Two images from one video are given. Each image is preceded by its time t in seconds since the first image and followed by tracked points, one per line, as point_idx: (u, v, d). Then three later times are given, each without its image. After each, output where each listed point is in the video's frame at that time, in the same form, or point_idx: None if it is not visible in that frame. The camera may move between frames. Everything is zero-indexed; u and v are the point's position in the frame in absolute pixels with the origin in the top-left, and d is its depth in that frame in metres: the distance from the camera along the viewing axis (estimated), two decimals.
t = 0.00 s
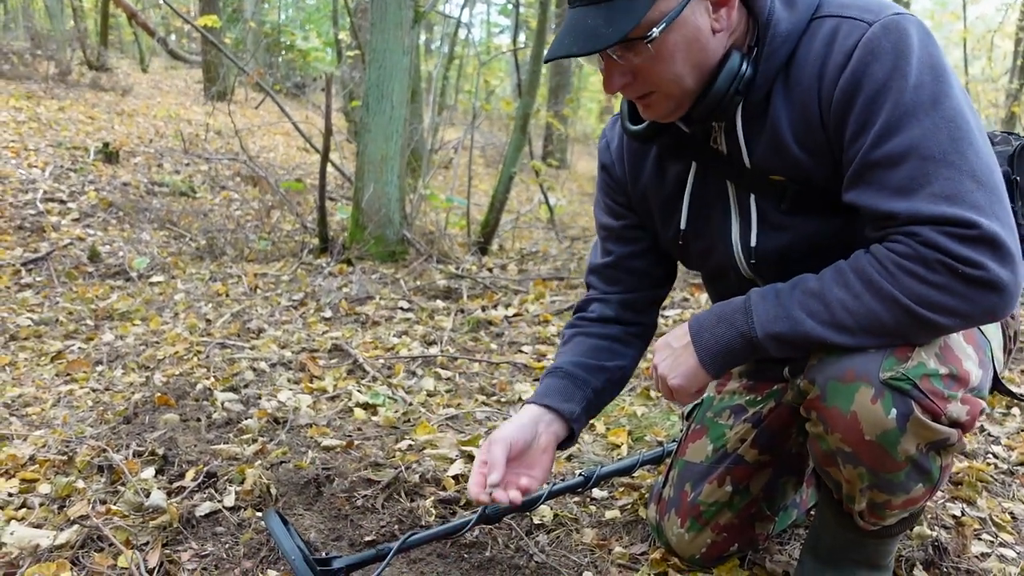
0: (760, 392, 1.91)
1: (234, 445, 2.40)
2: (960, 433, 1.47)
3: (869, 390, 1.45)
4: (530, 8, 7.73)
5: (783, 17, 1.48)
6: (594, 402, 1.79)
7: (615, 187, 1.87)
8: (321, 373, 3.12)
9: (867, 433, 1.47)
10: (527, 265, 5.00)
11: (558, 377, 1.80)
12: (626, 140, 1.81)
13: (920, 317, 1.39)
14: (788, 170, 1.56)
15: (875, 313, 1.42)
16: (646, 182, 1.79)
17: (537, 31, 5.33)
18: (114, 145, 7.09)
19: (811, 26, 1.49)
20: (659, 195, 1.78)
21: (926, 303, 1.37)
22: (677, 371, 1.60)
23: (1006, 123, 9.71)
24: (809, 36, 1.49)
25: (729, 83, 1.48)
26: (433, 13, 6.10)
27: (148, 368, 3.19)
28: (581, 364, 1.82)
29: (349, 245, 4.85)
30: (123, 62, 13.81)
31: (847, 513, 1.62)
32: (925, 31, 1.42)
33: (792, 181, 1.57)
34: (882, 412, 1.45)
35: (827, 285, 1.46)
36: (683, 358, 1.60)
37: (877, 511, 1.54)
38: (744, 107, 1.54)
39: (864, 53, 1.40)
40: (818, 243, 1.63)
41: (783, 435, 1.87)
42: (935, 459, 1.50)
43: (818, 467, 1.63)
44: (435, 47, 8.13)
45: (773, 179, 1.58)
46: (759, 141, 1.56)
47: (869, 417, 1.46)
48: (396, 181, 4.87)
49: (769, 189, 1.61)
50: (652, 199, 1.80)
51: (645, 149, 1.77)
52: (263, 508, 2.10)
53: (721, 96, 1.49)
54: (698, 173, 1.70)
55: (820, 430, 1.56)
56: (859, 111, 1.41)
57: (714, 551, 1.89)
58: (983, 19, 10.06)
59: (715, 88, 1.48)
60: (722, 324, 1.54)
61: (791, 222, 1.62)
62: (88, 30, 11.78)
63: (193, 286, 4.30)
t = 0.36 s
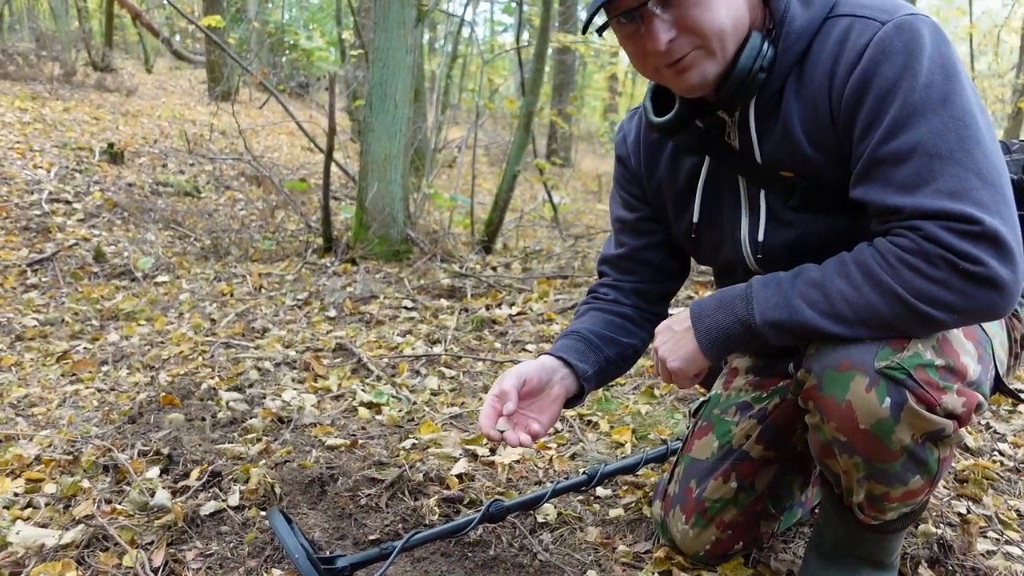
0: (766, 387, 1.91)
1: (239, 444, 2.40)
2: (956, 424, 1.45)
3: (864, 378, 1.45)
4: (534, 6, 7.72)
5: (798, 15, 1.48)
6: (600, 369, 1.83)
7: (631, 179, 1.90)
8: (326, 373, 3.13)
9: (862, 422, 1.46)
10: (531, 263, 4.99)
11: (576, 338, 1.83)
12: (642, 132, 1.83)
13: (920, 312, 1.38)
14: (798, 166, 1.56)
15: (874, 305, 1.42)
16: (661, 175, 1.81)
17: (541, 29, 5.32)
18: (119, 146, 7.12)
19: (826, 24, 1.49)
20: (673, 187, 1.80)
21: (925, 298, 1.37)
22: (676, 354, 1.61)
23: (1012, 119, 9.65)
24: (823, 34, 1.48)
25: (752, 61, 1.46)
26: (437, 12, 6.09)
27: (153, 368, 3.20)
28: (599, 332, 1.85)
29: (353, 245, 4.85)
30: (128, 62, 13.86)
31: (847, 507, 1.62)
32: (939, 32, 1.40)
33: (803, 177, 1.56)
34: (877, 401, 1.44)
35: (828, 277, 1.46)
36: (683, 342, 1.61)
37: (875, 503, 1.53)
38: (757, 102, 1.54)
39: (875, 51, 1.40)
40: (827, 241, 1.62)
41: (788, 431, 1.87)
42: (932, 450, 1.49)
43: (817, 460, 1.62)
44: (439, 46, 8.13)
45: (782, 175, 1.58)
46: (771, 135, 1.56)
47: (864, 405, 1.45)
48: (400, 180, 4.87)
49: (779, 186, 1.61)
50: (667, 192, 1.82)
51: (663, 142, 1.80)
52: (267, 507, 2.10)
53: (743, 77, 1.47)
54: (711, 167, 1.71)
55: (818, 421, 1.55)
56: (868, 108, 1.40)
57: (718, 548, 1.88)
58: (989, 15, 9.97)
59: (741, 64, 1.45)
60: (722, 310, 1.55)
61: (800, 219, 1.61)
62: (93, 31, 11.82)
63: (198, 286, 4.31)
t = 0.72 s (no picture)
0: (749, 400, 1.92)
1: (220, 474, 2.37)
2: (940, 427, 1.47)
3: (850, 382, 1.46)
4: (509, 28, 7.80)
5: (770, 47, 1.52)
6: (580, 401, 1.82)
7: (612, 205, 1.92)
8: (308, 398, 3.10)
9: (849, 425, 1.47)
10: (513, 282, 5.00)
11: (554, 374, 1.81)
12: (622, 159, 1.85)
13: (903, 320, 1.40)
14: (774, 189, 1.58)
15: (858, 311, 1.44)
16: (641, 202, 1.83)
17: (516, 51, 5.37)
18: (95, 175, 7.06)
19: (796, 54, 1.53)
20: (654, 214, 1.81)
21: (908, 305, 1.39)
22: (665, 354, 1.63)
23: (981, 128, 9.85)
24: (793, 64, 1.52)
25: (725, 106, 1.49)
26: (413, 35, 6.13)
27: (131, 399, 3.15)
28: (579, 368, 1.83)
29: (334, 268, 4.84)
30: (104, 90, 13.80)
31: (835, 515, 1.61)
32: (906, 55, 1.44)
33: (780, 199, 1.59)
34: (864, 403, 1.45)
35: (814, 282, 1.48)
36: (672, 340, 1.62)
37: (862, 509, 1.53)
38: (735, 136, 1.57)
39: (845, 76, 1.43)
40: (808, 261, 1.64)
41: (771, 442, 1.88)
42: (918, 454, 1.50)
43: (805, 467, 1.63)
44: (416, 68, 8.18)
45: (759, 198, 1.60)
46: (747, 161, 1.58)
47: (850, 409, 1.46)
48: (379, 202, 4.87)
49: (759, 209, 1.63)
50: (648, 218, 1.83)
51: (641, 173, 1.81)
52: (249, 537, 2.07)
53: (720, 118, 1.50)
54: (690, 193, 1.73)
55: (805, 425, 1.56)
56: (842, 129, 1.43)
57: (705, 562, 1.88)
58: (955, 27, 10.20)
59: (714, 110, 1.49)
60: (710, 310, 1.56)
61: (780, 239, 1.64)
62: (67, 60, 11.76)
63: (177, 314, 4.26)
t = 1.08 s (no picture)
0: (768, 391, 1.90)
1: (237, 446, 2.40)
2: (971, 420, 1.47)
3: (885, 371, 1.46)
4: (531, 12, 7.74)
5: (772, 56, 1.50)
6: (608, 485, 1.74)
7: (623, 231, 1.83)
8: (324, 375, 3.13)
9: (881, 415, 1.47)
10: (529, 266, 5.00)
11: (570, 472, 1.72)
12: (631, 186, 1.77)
13: (940, 308, 1.40)
14: (795, 195, 1.57)
15: (893, 299, 1.43)
16: (657, 223, 1.76)
17: (537, 35, 5.34)
18: (117, 151, 7.13)
19: (799, 56, 1.51)
20: (671, 235, 1.76)
21: (943, 294, 1.38)
22: (694, 341, 1.63)
23: (1009, 123, 9.67)
24: (799, 67, 1.50)
25: (734, 128, 1.48)
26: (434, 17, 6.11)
27: (150, 371, 3.19)
28: (593, 454, 1.74)
29: (351, 248, 4.86)
30: (127, 68, 13.89)
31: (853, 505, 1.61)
32: (911, 45, 1.43)
33: (802, 203, 1.58)
34: (898, 393, 1.45)
35: (848, 270, 1.46)
36: (701, 330, 1.62)
37: (884, 500, 1.54)
38: (749, 146, 1.54)
39: (854, 74, 1.42)
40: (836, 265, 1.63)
41: (790, 432, 1.86)
42: (947, 446, 1.50)
43: (828, 455, 1.63)
44: (436, 51, 8.15)
45: (782, 205, 1.59)
46: (763, 170, 1.56)
47: (883, 398, 1.46)
48: (397, 184, 4.88)
49: (782, 215, 1.62)
50: (665, 239, 1.78)
51: (653, 195, 1.75)
52: (264, 507, 2.10)
53: (728, 140, 1.49)
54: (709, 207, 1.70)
55: (834, 414, 1.55)
56: (859, 127, 1.41)
57: (716, 546, 1.89)
58: (985, 19, 10.00)
59: (722, 133, 1.48)
60: (742, 297, 1.53)
61: (806, 244, 1.63)
62: (91, 37, 11.84)
63: (196, 290, 4.31)
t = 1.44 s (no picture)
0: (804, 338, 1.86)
1: (273, 385, 2.46)
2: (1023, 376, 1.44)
3: (936, 326, 1.42)
4: None
5: None
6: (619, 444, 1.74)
7: (652, 187, 1.79)
8: (356, 319, 3.16)
9: (928, 370, 1.44)
10: (561, 216, 4.97)
11: (582, 431, 1.71)
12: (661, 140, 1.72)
13: (996, 261, 1.35)
14: (839, 145, 1.51)
15: (947, 251, 1.37)
16: (689, 179, 1.72)
17: None
18: (151, 98, 7.17)
19: None
20: (705, 189, 1.72)
21: (1001, 246, 1.33)
22: (731, 292, 1.59)
23: None
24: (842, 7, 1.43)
25: (774, 76, 1.42)
26: None
27: (188, 314, 3.26)
28: (607, 413, 1.73)
29: (382, 196, 4.86)
30: (158, 15, 13.86)
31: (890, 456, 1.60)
32: None
33: (846, 153, 1.53)
34: (947, 348, 1.42)
35: (901, 220, 1.40)
36: (739, 280, 1.58)
37: (924, 454, 1.53)
38: (789, 94, 1.48)
39: (904, 13, 1.34)
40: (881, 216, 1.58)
41: (825, 380, 1.83)
42: (994, 403, 1.47)
43: (868, 408, 1.61)
44: None
45: (825, 157, 1.54)
46: (805, 120, 1.50)
47: (931, 353, 1.43)
48: (428, 131, 4.84)
49: (825, 166, 1.57)
50: (697, 193, 1.74)
51: (684, 149, 1.70)
52: (301, 443, 2.16)
53: (768, 89, 1.43)
54: (746, 159, 1.65)
55: (877, 366, 1.53)
56: (911, 70, 1.34)
57: (744, 492, 1.91)
58: None
59: (761, 83, 1.42)
60: (784, 247, 1.49)
61: (850, 195, 1.59)
62: None
63: (230, 236, 4.36)
